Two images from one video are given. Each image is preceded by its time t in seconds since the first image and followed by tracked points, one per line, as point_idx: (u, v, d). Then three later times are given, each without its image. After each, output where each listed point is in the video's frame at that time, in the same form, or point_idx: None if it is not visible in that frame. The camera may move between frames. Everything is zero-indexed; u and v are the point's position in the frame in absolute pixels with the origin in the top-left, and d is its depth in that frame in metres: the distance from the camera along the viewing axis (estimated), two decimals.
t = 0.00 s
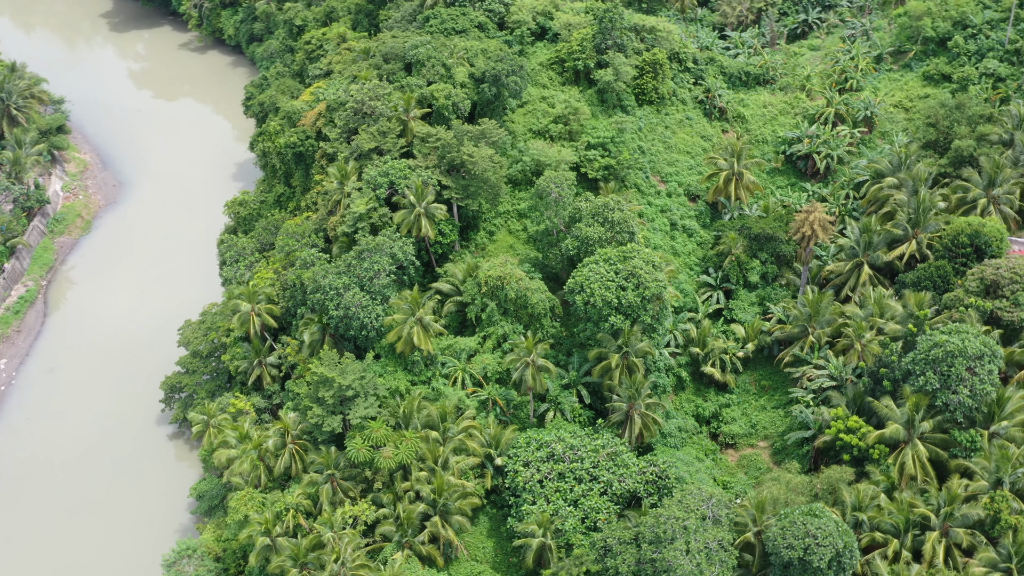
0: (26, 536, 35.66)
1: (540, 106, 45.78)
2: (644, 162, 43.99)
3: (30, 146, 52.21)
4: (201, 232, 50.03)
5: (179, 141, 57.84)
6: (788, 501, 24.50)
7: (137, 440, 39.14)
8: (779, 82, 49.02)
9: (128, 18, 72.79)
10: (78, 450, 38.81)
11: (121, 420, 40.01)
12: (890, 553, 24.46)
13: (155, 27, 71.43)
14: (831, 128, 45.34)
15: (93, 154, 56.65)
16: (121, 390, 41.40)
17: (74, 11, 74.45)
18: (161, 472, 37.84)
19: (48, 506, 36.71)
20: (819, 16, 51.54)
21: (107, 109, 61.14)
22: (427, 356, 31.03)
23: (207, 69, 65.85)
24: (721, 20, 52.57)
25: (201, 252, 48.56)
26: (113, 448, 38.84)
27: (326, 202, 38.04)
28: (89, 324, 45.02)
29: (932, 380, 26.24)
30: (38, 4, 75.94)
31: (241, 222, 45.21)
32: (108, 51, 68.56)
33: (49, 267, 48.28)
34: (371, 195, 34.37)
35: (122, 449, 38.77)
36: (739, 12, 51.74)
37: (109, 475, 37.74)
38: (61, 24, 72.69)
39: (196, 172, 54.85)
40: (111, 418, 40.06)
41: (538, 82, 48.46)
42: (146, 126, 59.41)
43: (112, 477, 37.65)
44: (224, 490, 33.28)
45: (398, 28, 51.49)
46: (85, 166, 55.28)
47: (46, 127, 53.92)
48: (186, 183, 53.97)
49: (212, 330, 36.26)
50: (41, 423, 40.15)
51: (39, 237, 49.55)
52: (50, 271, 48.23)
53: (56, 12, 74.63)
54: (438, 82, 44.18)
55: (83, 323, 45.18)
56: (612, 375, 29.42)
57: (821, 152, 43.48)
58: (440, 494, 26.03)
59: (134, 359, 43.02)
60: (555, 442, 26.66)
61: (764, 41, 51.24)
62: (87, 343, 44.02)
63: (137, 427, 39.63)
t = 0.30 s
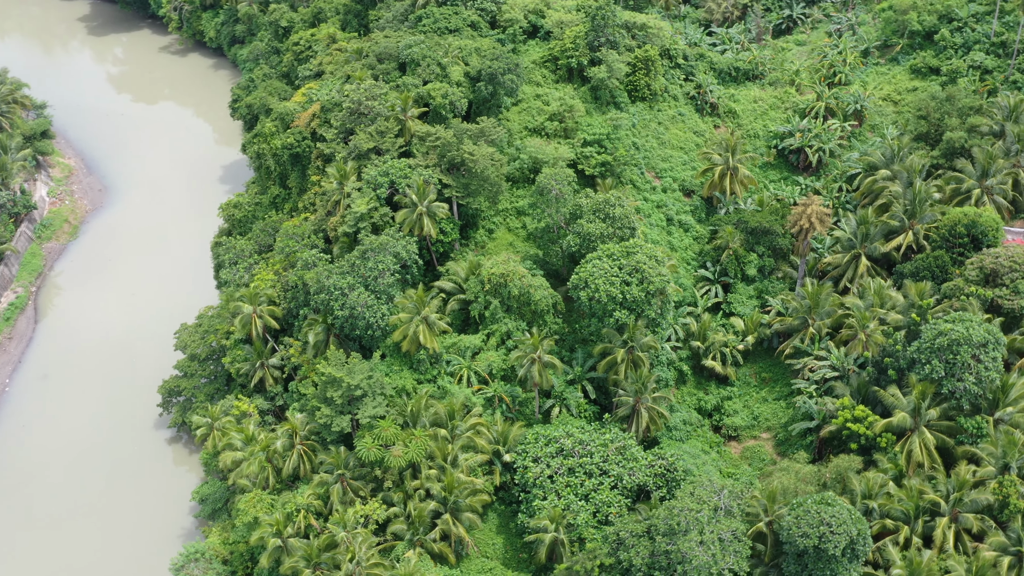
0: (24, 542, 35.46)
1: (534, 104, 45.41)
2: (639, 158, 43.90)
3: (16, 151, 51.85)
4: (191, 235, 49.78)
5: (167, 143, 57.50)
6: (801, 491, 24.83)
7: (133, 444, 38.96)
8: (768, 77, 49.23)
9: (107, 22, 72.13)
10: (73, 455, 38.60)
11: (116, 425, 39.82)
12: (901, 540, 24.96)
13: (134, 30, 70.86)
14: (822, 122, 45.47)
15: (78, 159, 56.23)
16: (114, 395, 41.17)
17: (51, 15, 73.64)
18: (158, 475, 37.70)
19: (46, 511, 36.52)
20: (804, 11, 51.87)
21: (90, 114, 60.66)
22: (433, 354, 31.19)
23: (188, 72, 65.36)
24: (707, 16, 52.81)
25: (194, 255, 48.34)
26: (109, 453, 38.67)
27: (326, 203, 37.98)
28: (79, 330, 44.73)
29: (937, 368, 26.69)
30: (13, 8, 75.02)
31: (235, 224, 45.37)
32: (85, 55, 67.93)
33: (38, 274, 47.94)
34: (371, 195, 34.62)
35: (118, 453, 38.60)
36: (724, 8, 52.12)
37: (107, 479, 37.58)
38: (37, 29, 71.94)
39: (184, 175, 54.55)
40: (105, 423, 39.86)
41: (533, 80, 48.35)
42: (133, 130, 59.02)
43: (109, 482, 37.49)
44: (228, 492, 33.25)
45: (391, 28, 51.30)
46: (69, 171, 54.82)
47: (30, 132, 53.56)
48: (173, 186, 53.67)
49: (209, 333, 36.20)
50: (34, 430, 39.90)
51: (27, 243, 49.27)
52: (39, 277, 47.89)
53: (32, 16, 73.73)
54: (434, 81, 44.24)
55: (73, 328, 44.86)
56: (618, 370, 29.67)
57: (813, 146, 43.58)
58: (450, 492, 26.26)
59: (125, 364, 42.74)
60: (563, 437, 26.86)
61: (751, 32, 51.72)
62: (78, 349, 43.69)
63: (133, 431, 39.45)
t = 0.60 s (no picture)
0: (21, 550, 35.27)
1: (528, 103, 45.59)
2: (632, 154, 44.01)
3: None
4: (179, 239, 49.55)
5: (156, 147, 57.19)
6: (810, 480, 25.70)
7: (128, 449, 38.80)
8: (756, 72, 49.63)
9: (84, 26, 71.45)
10: (68, 462, 38.39)
11: (110, 431, 39.61)
12: (911, 525, 25.36)
13: (111, 34, 70.23)
14: (812, 116, 45.76)
15: (62, 165, 55.79)
16: (107, 401, 40.95)
17: (27, 20, 72.85)
18: (156, 480, 37.59)
19: (42, 519, 36.31)
20: (787, 7, 52.23)
21: (71, 119, 60.15)
22: (437, 353, 31.32)
23: (168, 76, 64.87)
24: (691, 12, 52.97)
25: (188, 258, 48.14)
26: (104, 459, 38.48)
27: (323, 204, 37.96)
28: (68, 337, 44.41)
29: (942, 356, 27.22)
30: None
31: (230, 227, 44.91)
32: (62, 60, 67.25)
33: (26, 280, 47.56)
34: (371, 195, 34.87)
35: (113, 459, 38.41)
36: (708, 4, 52.45)
37: (103, 485, 37.41)
38: (14, 34, 71.16)
39: (171, 179, 54.24)
40: (98, 430, 39.65)
41: (526, 78, 48.49)
42: (121, 134, 58.64)
43: (105, 487, 37.33)
44: (230, 495, 33.31)
45: (381, 28, 51.16)
46: (53, 176, 54.40)
47: (13, 138, 53.11)
48: (159, 190, 53.36)
49: (206, 336, 36.22)
50: (26, 438, 39.63)
51: (12, 250, 48.91)
52: (27, 284, 47.52)
53: (7, 21, 72.89)
54: (429, 81, 44.28)
55: (62, 335, 44.55)
56: (622, 364, 29.88)
57: (803, 139, 43.84)
58: (460, 489, 26.40)
59: (116, 369, 42.48)
60: (571, 432, 27.03)
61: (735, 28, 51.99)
62: (68, 356, 43.40)
63: (127, 437, 39.29)
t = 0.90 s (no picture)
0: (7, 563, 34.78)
1: (511, 101, 45.60)
2: (615, 150, 44.15)
3: None
4: (157, 245, 49.08)
5: (129, 153, 56.57)
6: (808, 467, 26.34)
7: (113, 458, 38.42)
8: (733, 66, 50.04)
9: (48, 33, 70.30)
10: (51, 473, 37.92)
11: (93, 440, 39.19)
12: (909, 508, 25.87)
13: (76, 40, 69.15)
14: (790, 109, 46.32)
15: (34, 173, 55.01)
16: (89, 410, 40.50)
17: None
18: (143, 486, 37.27)
19: (27, 531, 35.83)
20: (759, 2, 52.49)
21: (40, 127, 59.28)
22: (432, 352, 31.42)
23: (137, 81, 64.06)
24: (664, 8, 53.33)
25: (170, 264, 47.68)
26: (88, 468, 38.06)
27: (311, 206, 37.91)
28: (46, 347, 43.80)
29: (934, 341, 27.88)
30: None
31: (213, 231, 44.08)
32: (25, 67, 66.16)
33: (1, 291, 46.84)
34: (361, 195, 35.18)
35: (98, 467, 38.02)
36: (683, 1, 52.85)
37: (89, 494, 37.01)
38: None
39: (146, 184, 53.70)
40: (82, 439, 39.22)
41: (508, 76, 48.59)
42: (94, 141, 57.85)
43: (91, 496, 36.93)
44: (223, 500, 32.94)
45: (361, 28, 50.94)
46: (25, 185, 53.63)
47: None
48: (134, 197, 52.80)
49: (193, 341, 36.00)
50: (7, 450, 39.07)
51: None
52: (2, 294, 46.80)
53: None
54: (414, 81, 44.26)
55: (39, 346, 43.93)
56: (617, 358, 30.19)
57: (783, 132, 44.25)
58: (461, 485, 26.53)
59: (97, 378, 42.00)
60: (569, 427, 27.30)
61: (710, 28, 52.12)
62: (46, 366, 42.83)
63: (112, 445, 38.91)
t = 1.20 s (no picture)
0: None
1: (487, 99, 45.68)
2: (591, 145, 44.35)
3: None
4: (127, 252, 48.38)
5: (95, 160, 55.62)
6: (800, 452, 26.99)
7: (93, 469, 37.86)
8: (702, 60, 50.65)
9: None
10: (29, 488, 37.24)
11: (71, 452, 38.58)
12: (901, 489, 26.50)
13: (30, 48, 67.64)
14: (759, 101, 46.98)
15: None
16: (64, 422, 39.82)
17: None
18: (125, 496, 36.81)
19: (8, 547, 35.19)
20: None
21: None
22: (421, 351, 31.49)
23: (96, 88, 62.93)
24: (630, 4, 53.80)
25: (143, 272, 47.01)
26: (67, 481, 37.45)
27: (291, 208, 37.73)
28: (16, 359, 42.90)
29: (919, 325, 28.59)
30: None
31: (190, 236, 43.56)
32: None
33: None
34: (344, 196, 35.18)
35: (77, 479, 37.44)
36: None
37: (69, 507, 36.44)
38: None
39: (113, 191, 52.86)
40: (59, 451, 38.57)
41: (482, 74, 48.63)
42: (57, 150, 56.77)
43: (72, 508, 36.36)
44: (212, 506, 32.58)
45: (333, 29, 50.61)
46: None
47: None
48: (101, 204, 51.96)
49: (173, 348, 35.79)
50: None
51: None
52: None
53: None
54: (391, 81, 44.16)
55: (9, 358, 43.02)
56: (604, 351, 30.51)
57: (755, 124, 44.81)
58: (457, 483, 26.67)
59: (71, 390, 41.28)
60: (561, 421, 27.50)
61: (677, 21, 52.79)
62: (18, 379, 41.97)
63: (90, 456, 38.34)
